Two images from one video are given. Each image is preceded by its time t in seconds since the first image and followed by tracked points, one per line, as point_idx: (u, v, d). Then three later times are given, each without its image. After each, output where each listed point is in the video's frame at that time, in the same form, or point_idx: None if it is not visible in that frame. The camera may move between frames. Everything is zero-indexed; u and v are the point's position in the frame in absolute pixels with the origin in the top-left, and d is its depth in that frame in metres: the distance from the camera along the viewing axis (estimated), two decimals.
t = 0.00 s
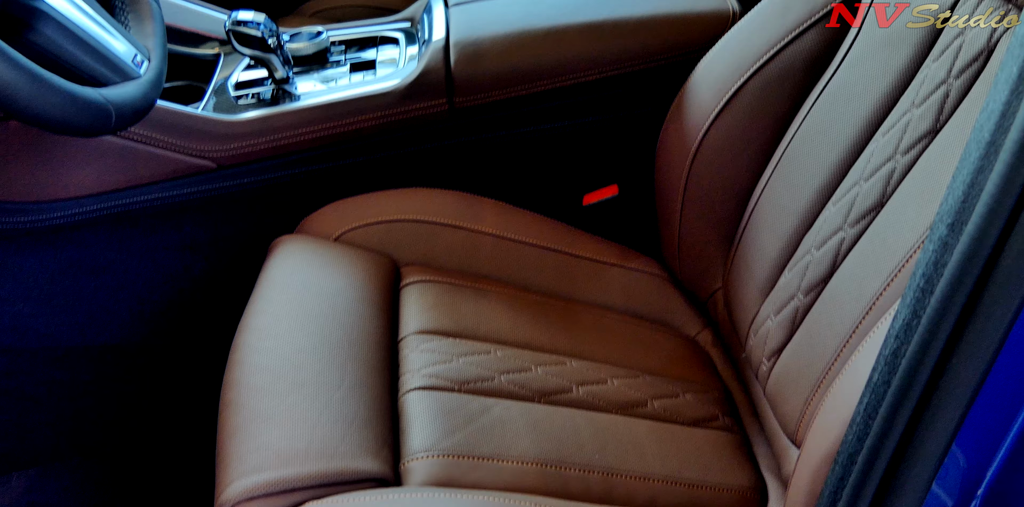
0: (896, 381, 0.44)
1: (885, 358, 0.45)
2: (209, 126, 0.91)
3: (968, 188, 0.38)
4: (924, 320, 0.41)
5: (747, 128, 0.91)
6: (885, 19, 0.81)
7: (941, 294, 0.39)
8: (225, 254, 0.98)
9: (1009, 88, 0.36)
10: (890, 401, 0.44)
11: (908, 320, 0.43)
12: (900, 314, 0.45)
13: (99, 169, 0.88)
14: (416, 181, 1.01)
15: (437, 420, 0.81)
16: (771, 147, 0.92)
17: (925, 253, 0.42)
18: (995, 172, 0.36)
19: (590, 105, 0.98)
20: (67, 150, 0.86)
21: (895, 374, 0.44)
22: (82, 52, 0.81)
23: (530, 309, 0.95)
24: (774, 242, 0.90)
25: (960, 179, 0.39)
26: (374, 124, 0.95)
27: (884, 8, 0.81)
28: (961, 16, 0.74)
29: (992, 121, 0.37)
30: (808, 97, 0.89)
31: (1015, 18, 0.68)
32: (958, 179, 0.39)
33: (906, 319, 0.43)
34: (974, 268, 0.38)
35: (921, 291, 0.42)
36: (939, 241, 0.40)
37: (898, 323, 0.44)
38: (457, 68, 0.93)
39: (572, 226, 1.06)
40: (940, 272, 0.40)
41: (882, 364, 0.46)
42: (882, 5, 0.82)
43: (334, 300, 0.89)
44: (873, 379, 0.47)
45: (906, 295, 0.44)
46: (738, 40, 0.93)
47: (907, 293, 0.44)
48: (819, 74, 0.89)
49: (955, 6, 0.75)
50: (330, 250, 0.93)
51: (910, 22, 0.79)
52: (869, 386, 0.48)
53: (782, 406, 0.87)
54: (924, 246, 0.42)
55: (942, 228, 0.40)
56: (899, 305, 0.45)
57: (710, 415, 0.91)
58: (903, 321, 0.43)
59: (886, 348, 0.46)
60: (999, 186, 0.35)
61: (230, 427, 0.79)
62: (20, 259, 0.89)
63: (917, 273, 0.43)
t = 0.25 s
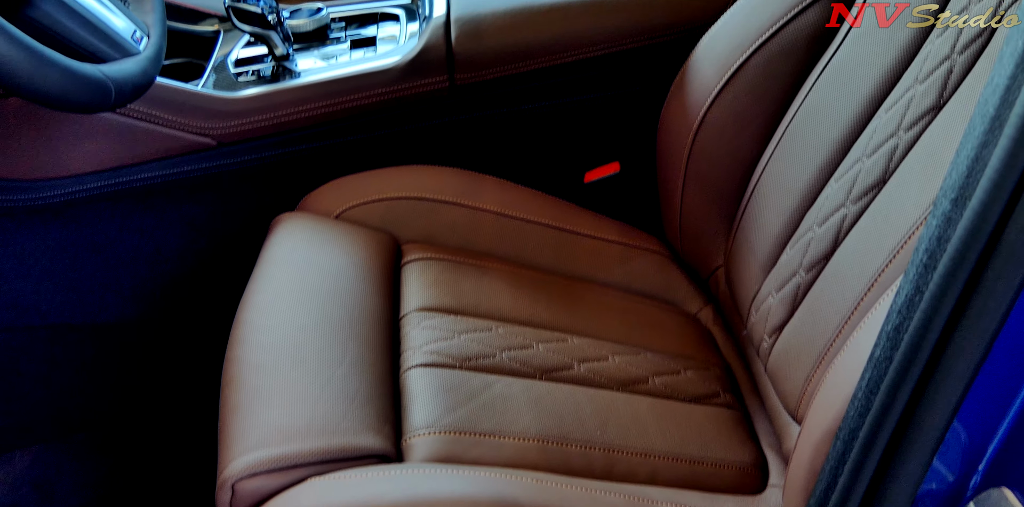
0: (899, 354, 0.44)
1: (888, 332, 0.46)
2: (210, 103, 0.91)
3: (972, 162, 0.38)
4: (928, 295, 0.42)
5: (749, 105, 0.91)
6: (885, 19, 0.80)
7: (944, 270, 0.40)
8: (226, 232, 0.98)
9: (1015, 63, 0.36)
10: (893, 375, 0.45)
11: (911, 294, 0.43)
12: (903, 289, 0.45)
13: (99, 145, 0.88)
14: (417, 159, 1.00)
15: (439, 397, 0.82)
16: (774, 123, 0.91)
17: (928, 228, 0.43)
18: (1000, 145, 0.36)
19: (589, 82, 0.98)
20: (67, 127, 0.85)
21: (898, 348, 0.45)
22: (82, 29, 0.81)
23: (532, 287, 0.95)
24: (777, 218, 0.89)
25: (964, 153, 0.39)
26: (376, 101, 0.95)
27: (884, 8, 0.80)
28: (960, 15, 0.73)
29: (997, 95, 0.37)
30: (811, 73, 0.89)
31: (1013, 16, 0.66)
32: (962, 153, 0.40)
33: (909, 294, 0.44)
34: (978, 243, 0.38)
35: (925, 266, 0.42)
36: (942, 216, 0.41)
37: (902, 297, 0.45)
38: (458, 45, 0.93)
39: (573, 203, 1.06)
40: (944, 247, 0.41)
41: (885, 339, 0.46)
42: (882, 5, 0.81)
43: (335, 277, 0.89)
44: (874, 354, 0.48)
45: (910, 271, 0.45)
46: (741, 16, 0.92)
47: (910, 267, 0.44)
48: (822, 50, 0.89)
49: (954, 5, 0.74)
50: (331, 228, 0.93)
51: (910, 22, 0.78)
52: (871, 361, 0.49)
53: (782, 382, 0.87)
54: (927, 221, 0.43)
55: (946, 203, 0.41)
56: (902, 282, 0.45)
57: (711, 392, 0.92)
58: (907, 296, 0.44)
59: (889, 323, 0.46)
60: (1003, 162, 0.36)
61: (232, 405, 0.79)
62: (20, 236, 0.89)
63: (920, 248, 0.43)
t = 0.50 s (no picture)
0: (900, 331, 0.44)
1: (889, 308, 0.46)
2: (211, 80, 0.91)
3: (976, 137, 0.39)
4: (929, 271, 0.42)
5: (751, 82, 0.91)
6: (885, 19, 0.80)
7: (946, 246, 0.40)
8: (227, 209, 0.99)
9: (1020, 39, 0.36)
10: (894, 352, 0.45)
11: (913, 270, 0.43)
12: (904, 266, 0.45)
13: (101, 123, 0.88)
14: (417, 136, 1.00)
15: (441, 373, 0.82)
16: (776, 100, 0.91)
17: (931, 204, 0.43)
18: (1003, 121, 0.36)
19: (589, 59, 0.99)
20: (68, 104, 0.86)
21: (899, 324, 0.45)
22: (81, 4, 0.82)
23: (533, 264, 0.95)
24: (780, 192, 0.89)
25: (968, 128, 0.40)
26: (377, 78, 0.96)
27: (884, 8, 0.80)
28: (960, 15, 0.72)
29: (1002, 70, 0.37)
30: (813, 49, 0.88)
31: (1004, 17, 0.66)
32: (966, 128, 0.40)
33: (911, 270, 0.44)
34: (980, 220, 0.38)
35: (926, 242, 0.42)
36: (945, 192, 0.41)
37: (903, 274, 0.45)
38: (460, 23, 0.93)
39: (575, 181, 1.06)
40: (946, 223, 0.41)
41: (886, 316, 0.46)
42: (882, 5, 0.80)
43: (336, 255, 0.89)
44: (876, 331, 0.48)
45: (911, 247, 0.45)
46: None
47: (911, 244, 0.44)
48: (824, 25, 0.88)
49: (954, 5, 0.73)
50: (332, 205, 0.93)
51: (910, 23, 0.78)
52: (872, 338, 0.49)
53: (783, 359, 0.87)
54: (930, 198, 0.43)
55: (949, 178, 0.41)
56: (903, 258, 0.46)
57: (712, 369, 0.92)
58: (908, 272, 0.44)
59: (890, 300, 0.46)
60: (1005, 140, 0.36)
61: (234, 382, 0.80)
62: (22, 213, 0.89)
63: (922, 224, 0.43)
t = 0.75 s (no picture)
0: (901, 306, 0.42)
1: (890, 284, 0.43)
2: (211, 56, 0.91)
3: (978, 113, 0.37)
4: (930, 247, 0.39)
5: (753, 58, 0.90)
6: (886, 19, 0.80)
7: (948, 221, 0.38)
8: (228, 186, 0.99)
9: None
10: (895, 326, 0.42)
11: (915, 246, 0.41)
12: (905, 241, 0.43)
13: (102, 100, 0.88)
14: (420, 111, 1.01)
15: (443, 349, 0.82)
16: (778, 76, 0.91)
17: (933, 179, 0.41)
18: (1005, 97, 0.35)
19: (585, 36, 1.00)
20: (68, 80, 0.86)
21: (901, 299, 0.42)
22: None
23: (534, 241, 0.95)
24: (783, 164, 0.89)
25: (972, 102, 0.37)
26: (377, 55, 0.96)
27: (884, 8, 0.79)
28: (960, 15, 0.72)
29: (1006, 43, 0.35)
30: (816, 24, 0.88)
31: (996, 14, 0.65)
32: (970, 102, 0.38)
33: (913, 245, 0.41)
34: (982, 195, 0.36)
35: (929, 218, 0.40)
36: (948, 166, 0.39)
37: (905, 250, 0.42)
38: None
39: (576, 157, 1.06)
40: (947, 198, 0.38)
41: (887, 290, 0.44)
42: (882, 5, 0.80)
43: (338, 232, 0.89)
44: (878, 304, 0.45)
45: (914, 221, 0.42)
46: None
47: (914, 218, 0.42)
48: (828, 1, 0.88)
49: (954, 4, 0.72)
50: (334, 182, 0.93)
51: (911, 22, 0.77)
52: (874, 312, 0.46)
53: (783, 335, 0.87)
54: (933, 171, 0.41)
55: (952, 153, 0.39)
56: (905, 233, 0.43)
57: (714, 345, 0.92)
58: (910, 247, 0.42)
59: (892, 274, 0.44)
60: (1007, 118, 0.34)
61: (236, 358, 0.80)
62: (23, 192, 0.90)
63: (925, 199, 0.41)
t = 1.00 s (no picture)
0: (902, 281, 0.41)
1: (891, 260, 0.43)
2: (210, 33, 0.90)
3: (981, 86, 0.36)
4: (931, 221, 0.39)
5: (755, 34, 0.90)
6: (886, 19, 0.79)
7: (950, 195, 0.37)
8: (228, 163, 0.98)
9: None
10: (894, 304, 0.42)
11: (916, 220, 0.40)
12: (907, 216, 0.42)
13: (102, 77, 0.88)
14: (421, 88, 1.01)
15: (444, 325, 0.82)
16: (780, 52, 0.91)
17: (934, 155, 0.40)
18: (1008, 71, 0.34)
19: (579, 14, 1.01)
20: (68, 58, 0.86)
21: (902, 273, 0.41)
22: None
23: (533, 218, 0.96)
24: (783, 144, 0.89)
25: (978, 72, 0.37)
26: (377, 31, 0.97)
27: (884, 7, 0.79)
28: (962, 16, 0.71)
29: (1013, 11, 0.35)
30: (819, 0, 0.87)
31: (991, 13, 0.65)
32: (972, 77, 0.37)
33: (914, 220, 0.41)
34: (986, 165, 0.36)
35: (930, 193, 0.40)
36: (949, 140, 0.38)
37: (906, 225, 0.42)
38: None
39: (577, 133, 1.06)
40: (951, 170, 0.38)
41: (888, 265, 0.43)
42: (882, 4, 0.79)
43: (340, 208, 0.89)
44: (879, 279, 0.44)
45: (914, 198, 0.42)
46: None
47: (914, 194, 0.41)
48: None
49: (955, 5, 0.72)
50: (335, 159, 0.93)
51: (910, 22, 0.76)
52: (875, 286, 0.45)
53: (783, 311, 0.88)
54: (934, 146, 0.40)
55: (953, 127, 0.38)
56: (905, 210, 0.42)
57: (714, 321, 0.92)
58: (911, 223, 0.41)
59: (892, 250, 0.43)
60: (1012, 88, 0.34)
61: (238, 333, 0.80)
62: (24, 167, 0.91)
63: (925, 173, 0.41)
